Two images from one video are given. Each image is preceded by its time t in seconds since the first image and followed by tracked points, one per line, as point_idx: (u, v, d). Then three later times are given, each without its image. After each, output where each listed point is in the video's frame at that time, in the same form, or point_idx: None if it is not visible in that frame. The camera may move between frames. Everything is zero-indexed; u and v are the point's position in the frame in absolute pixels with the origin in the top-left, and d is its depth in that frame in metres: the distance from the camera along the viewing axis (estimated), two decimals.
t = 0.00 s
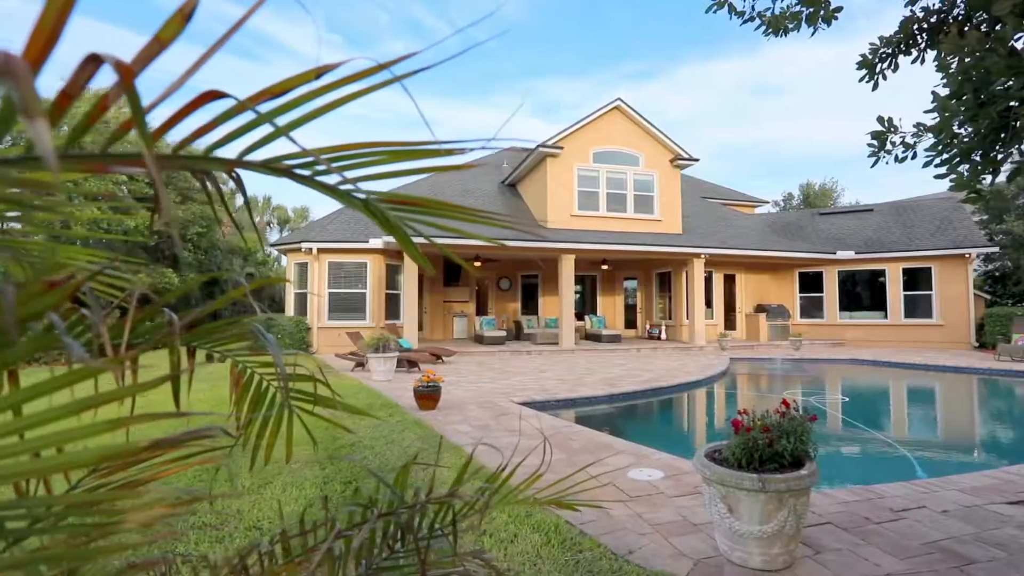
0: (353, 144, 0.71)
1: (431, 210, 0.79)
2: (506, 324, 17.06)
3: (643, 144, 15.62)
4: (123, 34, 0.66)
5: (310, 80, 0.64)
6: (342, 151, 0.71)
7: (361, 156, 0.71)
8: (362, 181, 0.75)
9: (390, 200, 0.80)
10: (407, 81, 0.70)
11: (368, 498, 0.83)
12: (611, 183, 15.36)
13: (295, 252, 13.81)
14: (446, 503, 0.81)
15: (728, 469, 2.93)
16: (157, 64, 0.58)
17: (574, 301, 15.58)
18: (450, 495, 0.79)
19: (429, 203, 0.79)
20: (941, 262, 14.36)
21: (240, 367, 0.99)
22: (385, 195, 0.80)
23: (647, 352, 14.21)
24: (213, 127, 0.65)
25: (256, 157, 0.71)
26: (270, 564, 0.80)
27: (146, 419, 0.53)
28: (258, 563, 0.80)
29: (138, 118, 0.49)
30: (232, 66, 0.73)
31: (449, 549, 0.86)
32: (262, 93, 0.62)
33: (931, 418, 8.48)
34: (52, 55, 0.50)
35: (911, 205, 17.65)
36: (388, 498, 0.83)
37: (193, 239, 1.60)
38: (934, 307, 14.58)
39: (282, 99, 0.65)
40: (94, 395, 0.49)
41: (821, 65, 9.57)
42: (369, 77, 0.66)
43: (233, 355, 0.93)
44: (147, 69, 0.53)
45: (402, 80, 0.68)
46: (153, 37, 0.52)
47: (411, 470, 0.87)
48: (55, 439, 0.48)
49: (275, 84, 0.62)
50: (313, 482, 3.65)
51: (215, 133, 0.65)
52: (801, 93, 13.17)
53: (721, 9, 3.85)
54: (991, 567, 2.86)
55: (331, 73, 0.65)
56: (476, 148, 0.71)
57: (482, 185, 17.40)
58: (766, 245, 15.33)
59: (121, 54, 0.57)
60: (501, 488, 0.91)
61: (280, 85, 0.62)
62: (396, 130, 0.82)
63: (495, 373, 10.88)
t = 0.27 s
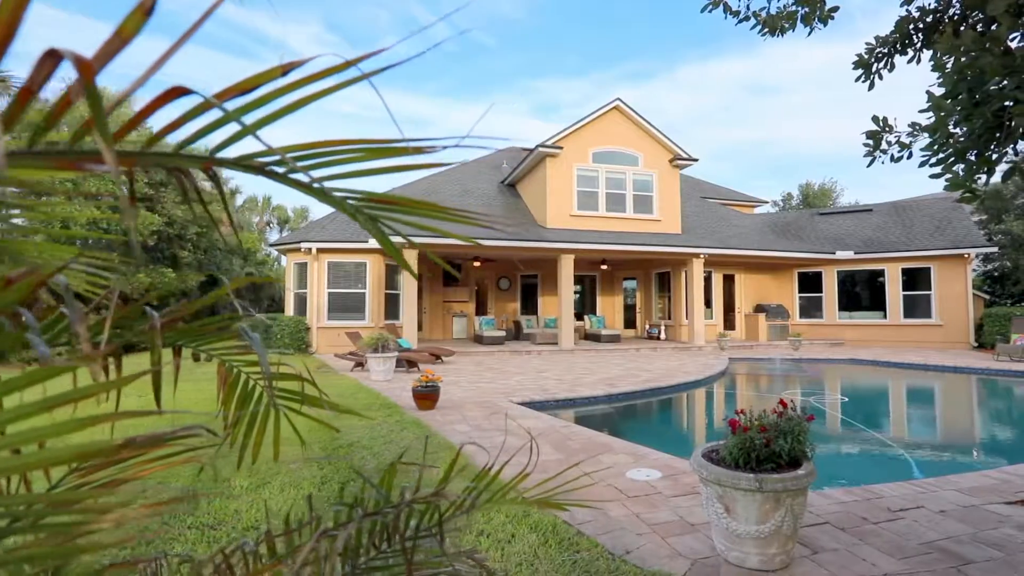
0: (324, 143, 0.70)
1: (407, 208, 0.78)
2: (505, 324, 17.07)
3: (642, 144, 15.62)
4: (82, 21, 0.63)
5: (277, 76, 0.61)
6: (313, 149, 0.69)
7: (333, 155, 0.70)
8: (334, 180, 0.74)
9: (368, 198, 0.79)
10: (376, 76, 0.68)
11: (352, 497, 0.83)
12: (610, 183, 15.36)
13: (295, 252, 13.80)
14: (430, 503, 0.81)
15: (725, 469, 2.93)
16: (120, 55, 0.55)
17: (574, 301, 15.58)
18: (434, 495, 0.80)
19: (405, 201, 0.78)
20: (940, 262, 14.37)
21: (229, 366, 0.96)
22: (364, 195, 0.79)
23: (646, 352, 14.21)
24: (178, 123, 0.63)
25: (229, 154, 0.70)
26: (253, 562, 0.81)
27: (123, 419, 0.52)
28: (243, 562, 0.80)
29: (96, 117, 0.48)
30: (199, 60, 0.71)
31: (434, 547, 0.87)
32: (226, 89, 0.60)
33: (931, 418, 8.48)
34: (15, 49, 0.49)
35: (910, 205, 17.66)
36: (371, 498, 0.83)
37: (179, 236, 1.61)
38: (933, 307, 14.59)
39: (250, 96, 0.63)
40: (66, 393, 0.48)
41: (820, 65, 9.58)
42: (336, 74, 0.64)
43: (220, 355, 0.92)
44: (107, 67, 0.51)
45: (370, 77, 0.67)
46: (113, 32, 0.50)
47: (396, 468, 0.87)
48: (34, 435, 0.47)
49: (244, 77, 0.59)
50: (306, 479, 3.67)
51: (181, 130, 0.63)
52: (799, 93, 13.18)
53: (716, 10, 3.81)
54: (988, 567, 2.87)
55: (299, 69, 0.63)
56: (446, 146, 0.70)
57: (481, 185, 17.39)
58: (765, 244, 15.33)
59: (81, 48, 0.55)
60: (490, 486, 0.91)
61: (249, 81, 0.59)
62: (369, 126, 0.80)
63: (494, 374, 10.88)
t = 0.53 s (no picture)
0: (286, 141, 0.69)
1: (372, 209, 0.77)
2: (504, 323, 17.07)
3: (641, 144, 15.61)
4: (32, 20, 0.63)
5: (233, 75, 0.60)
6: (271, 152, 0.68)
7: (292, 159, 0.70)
8: (298, 180, 0.73)
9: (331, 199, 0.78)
10: (329, 76, 0.69)
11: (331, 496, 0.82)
12: (609, 183, 15.34)
13: (293, 252, 13.77)
14: (416, 502, 0.81)
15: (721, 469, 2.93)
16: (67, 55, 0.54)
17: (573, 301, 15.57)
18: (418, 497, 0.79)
19: (368, 201, 0.77)
20: (939, 262, 14.37)
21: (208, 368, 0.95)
22: (331, 195, 0.77)
23: (645, 352, 14.19)
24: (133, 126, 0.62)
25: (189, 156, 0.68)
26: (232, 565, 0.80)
27: (92, 419, 0.52)
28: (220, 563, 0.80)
29: (41, 120, 0.47)
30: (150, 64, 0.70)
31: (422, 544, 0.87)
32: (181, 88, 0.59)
33: (930, 418, 8.48)
34: None
35: (909, 205, 17.66)
36: (349, 498, 0.83)
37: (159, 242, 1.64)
38: (932, 307, 14.59)
39: (207, 96, 0.61)
40: (36, 391, 0.48)
41: (819, 65, 9.56)
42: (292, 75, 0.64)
43: (200, 356, 0.90)
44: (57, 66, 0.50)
45: (326, 76, 0.67)
46: (58, 32, 0.49)
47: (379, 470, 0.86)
48: None
49: (199, 78, 0.58)
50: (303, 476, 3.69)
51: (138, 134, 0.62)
52: (798, 93, 13.16)
53: (710, 9, 3.78)
54: (985, 567, 2.86)
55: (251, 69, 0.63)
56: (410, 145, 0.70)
57: (480, 185, 17.38)
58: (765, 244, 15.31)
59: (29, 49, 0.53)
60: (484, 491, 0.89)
61: (205, 80, 0.58)
62: (333, 126, 0.80)
63: (492, 374, 10.87)
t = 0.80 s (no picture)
0: (237, 139, 0.64)
1: (336, 210, 0.70)
2: (502, 323, 17.08)
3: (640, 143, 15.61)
4: None
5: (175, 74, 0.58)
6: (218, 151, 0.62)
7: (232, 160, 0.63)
8: (250, 182, 0.65)
9: (293, 199, 0.70)
10: (276, 75, 0.66)
11: (304, 498, 0.80)
12: (608, 183, 15.34)
13: (291, 252, 13.76)
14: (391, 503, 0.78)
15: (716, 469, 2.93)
16: None
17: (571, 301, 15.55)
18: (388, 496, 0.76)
19: (328, 201, 0.70)
20: (938, 262, 14.38)
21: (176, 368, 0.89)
22: (288, 195, 0.68)
23: (644, 352, 14.20)
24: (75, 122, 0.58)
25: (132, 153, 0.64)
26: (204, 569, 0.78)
27: (26, 421, 0.54)
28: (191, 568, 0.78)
29: None
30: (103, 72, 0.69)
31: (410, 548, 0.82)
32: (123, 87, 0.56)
33: (928, 418, 8.49)
34: None
35: (907, 205, 17.68)
36: (322, 500, 0.81)
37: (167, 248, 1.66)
38: (930, 307, 14.61)
39: (151, 91, 0.58)
40: None
41: (817, 65, 9.56)
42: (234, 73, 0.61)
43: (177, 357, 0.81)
44: None
45: (271, 74, 0.64)
46: None
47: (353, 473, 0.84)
48: None
49: (138, 77, 0.56)
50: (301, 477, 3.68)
51: (82, 131, 0.57)
52: (796, 92, 13.16)
53: (704, 8, 3.78)
54: (980, 567, 2.86)
55: (193, 66, 0.60)
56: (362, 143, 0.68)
57: (479, 185, 17.38)
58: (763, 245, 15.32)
59: None
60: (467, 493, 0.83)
61: (147, 78, 0.56)
62: (283, 126, 0.76)
63: (491, 374, 10.87)
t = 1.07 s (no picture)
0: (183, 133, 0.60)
1: (290, 207, 0.68)
2: (501, 323, 17.08)
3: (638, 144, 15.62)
4: None
5: (107, 66, 0.53)
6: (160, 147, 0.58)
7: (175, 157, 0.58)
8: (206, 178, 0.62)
9: (252, 196, 0.67)
10: (215, 67, 0.62)
11: (273, 498, 0.78)
12: (606, 183, 15.34)
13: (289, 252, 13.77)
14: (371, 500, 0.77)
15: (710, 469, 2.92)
16: None
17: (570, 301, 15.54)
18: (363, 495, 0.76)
19: (284, 196, 0.68)
20: (936, 262, 14.38)
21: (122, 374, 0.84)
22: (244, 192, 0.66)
23: (642, 352, 14.20)
24: None
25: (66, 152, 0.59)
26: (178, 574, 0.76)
27: None
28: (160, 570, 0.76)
29: None
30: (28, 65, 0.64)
31: (389, 545, 0.82)
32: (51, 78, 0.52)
33: (926, 418, 8.49)
34: None
35: (906, 205, 17.69)
36: (290, 499, 0.78)
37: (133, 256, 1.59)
38: (929, 307, 14.61)
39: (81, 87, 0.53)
40: None
41: (813, 65, 9.56)
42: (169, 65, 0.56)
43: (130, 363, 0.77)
44: None
45: (210, 67, 0.60)
46: None
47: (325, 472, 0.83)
48: None
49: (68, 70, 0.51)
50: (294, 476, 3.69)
51: (12, 124, 0.52)
52: (793, 92, 13.14)
53: (696, 7, 3.76)
54: (974, 567, 2.85)
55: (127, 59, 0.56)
56: (309, 138, 0.67)
57: (477, 185, 17.38)
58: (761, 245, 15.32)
59: None
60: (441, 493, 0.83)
61: (77, 71, 0.51)
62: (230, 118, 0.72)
63: (489, 374, 10.86)
